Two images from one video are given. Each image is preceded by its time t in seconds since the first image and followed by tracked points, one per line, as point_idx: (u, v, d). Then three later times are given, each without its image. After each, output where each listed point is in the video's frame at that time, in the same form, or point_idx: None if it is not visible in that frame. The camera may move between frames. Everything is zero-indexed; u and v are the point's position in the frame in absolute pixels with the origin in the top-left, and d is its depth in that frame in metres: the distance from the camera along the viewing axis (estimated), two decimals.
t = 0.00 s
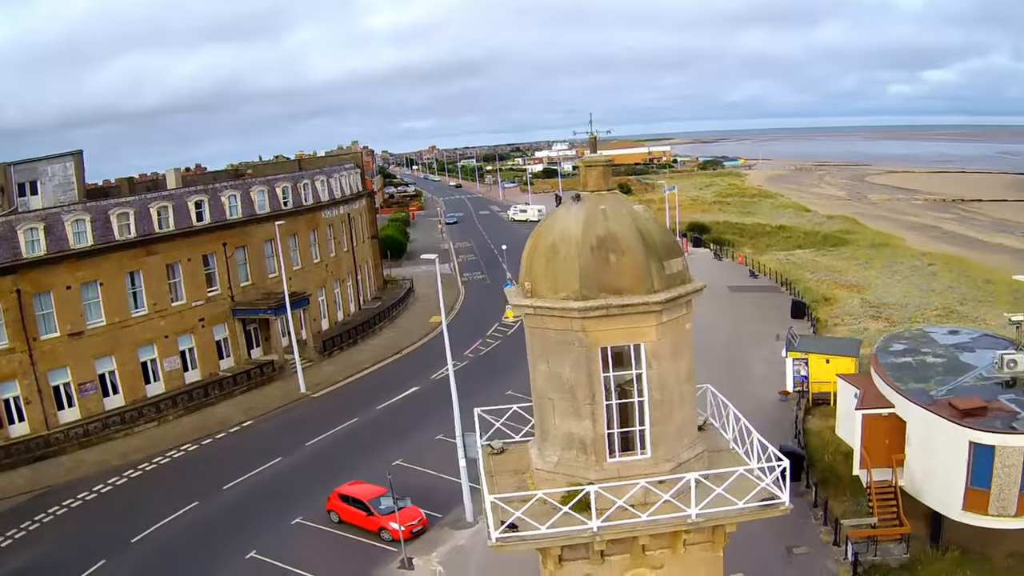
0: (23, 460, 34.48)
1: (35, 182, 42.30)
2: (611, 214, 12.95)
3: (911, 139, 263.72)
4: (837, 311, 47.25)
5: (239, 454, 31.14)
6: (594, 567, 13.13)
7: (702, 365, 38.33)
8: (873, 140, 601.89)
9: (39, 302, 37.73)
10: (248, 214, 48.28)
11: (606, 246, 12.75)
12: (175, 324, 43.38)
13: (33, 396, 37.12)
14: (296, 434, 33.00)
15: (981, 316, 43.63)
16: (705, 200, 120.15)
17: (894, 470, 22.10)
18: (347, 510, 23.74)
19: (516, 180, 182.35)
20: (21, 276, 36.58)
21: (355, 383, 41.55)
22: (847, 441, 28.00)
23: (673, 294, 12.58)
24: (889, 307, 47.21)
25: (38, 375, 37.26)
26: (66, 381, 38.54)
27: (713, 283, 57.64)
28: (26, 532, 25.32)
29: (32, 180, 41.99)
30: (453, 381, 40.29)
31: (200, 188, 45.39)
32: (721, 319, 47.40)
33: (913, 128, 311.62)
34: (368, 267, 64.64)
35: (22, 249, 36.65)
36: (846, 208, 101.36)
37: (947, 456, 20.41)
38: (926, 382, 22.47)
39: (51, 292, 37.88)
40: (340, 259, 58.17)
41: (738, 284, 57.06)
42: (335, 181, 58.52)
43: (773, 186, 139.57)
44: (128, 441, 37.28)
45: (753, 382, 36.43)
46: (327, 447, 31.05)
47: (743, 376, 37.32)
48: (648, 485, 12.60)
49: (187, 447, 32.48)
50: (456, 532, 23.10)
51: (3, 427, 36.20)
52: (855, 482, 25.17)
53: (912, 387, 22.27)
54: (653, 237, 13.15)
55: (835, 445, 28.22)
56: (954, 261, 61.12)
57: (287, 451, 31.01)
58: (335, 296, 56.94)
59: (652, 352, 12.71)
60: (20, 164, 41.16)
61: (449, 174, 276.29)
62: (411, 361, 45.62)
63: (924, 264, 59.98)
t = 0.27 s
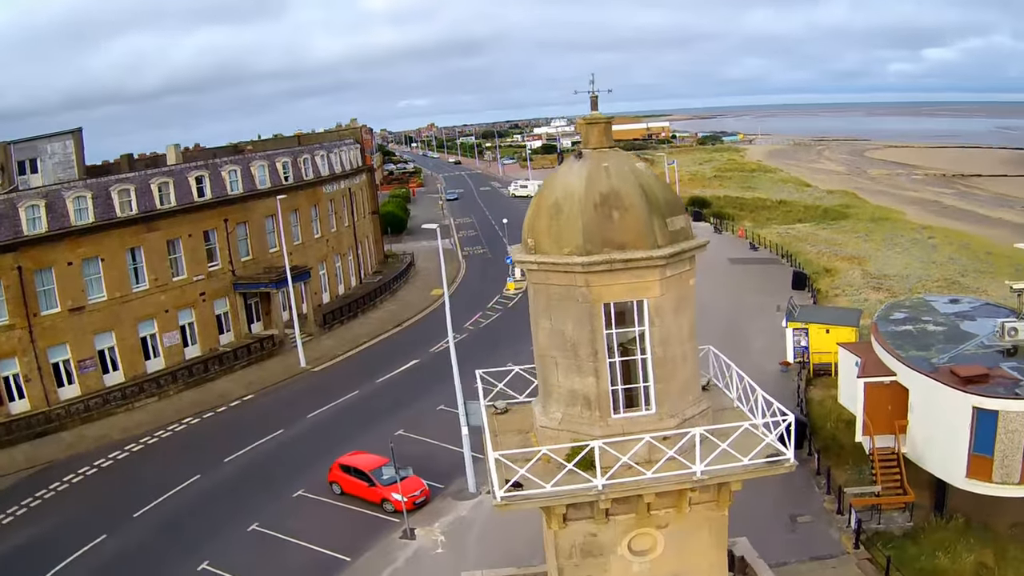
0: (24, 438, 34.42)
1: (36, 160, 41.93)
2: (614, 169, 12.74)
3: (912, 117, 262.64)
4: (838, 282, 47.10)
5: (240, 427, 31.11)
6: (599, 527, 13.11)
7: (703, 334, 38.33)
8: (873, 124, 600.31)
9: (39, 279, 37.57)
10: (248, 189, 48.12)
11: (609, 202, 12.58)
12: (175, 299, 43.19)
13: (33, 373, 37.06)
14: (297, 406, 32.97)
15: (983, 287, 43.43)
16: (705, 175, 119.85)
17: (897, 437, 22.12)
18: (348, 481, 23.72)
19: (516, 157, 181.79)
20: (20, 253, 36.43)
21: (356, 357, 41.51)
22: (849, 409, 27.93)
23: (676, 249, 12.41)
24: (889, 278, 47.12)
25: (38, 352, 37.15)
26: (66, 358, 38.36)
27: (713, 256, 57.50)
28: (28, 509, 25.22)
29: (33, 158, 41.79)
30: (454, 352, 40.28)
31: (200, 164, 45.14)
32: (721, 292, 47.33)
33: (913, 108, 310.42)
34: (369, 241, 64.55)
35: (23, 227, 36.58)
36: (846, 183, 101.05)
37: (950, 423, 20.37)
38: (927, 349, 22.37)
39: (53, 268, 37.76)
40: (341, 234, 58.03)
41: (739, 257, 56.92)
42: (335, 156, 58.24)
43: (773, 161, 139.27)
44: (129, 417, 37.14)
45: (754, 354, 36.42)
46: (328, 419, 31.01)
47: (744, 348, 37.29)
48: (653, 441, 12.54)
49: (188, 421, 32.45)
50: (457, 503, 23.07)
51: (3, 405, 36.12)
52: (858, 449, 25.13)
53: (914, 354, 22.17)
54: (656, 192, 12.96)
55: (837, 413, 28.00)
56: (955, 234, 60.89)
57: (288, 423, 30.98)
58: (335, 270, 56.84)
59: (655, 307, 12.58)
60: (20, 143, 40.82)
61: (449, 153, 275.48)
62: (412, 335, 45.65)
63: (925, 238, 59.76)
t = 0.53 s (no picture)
0: (25, 416, 34.33)
1: (36, 141, 41.74)
2: (618, 127, 12.56)
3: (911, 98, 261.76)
4: (838, 255, 47.07)
5: (242, 401, 31.20)
6: (605, 483, 13.21)
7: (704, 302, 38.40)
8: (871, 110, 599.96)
9: (41, 257, 37.46)
10: (248, 165, 48.09)
11: (613, 158, 12.43)
12: (176, 276, 43.25)
13: (34, 351, 36.92)
14: (299, 380, 33.04)
15: (984, 261, 43.30)
16: (705, 151, 119.76)
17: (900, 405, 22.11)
18: (352, 451, 23.90)
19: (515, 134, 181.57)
20: (21, 232, 36.29)
21: (357, 331, 41.62)
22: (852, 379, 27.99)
23: (680, 204, 12.34)
24: (890, 252, 47.12)
25: (39, 330, 37.07)
26: (68, 336, 38.29)
27: (714, 230, 57.49)
28: (29, 486, 25.19)
29: (33, 139, 41.52)
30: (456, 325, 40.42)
31: (201, 141, 45.13)
32: (722, 264, 47.36)
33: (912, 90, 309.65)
34: (369, 218, 64.54)
35: (24, 206, 36.37)
36: (846, 160, 100.93)
37: (952, 391, 20.40)
38: (928, 318, 22.35)
39: (54, 246, 37.67)
40: (342, 211, 58.35)
41: (739, 231, 56.89)
42: (335, 132, 58.13)
43: (773, 138, 139.15)
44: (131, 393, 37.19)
45: (755, 325, 36.47)
46: (330, 392, 31.09)
47: (745, 318, 37.37)
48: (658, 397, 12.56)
49: (191, 396, 32.53)
50: (461, 471, 23.22)
51: (4, 384, 35.97)
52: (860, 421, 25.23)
53: (915, 323, 22.16)
54: (660, 149, 12.81)
55: (838, 383, 28.07)
56: (955, 210, 60.82)
57: (290, 397, 31.04)
58: (335, 245, 57.01)
59: (661, 264, 12.54)
60: (21, 125, 40.65)
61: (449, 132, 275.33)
62: (413, 309, 45.81)
63: (925, 213, 59.67)
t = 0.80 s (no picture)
0: (27, 399, 34.27)
1: (36, 125, 41.75)
2: (620, 92, 12.46)
3: (910, 85, 261.19)
4: (839, 236, 47.14)
5: (244, 381, 31.18)
6: (609, 450, 13.13)
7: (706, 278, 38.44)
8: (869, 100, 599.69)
9: (42, 240, 37.36)
10: (248, 147, 48.02)
11: (616, 122, 12.33)
12: (177, 259, 43.27)
13: (36, 335, 36.88)
14: (300, 360, 33.04)
15: (984, 243, 43.37)
16: (704, 133, 119.84)
17: (902, 380, 22.03)
18: (354, 430, 23.86)
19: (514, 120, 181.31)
20: (22, 216, 36.19)
21: (358, 312, 41.62)
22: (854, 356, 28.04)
23: (683, 168, 12.24)
24: (890, 233, 47.16)
25: (41, 314, 37.03)
26: (70, 319, 38.22)
27: (714, 211, 57.49)
28: (32, 468, 25.09)
29: (34, 124, 41.65)
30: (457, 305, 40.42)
31: (201, 123, 45.04)
32: (723, 244, 47.37)
33: (910, 79, 309.09)
34: (369, 202, 64.51)
35: (25, 190, 36.29)
36: (845, 142, 100.91)
37: (956, 365, 20.36)
38: (931, 294, 22.33)
39: (55, 230, 37.57)
40: (342, 193, 58.40)
41: (739, 212, 56.91)
42: (335, 115, 58.11)
43: (772, 122, 139.14)
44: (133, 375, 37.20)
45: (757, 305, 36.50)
46: (332, 371, 31.10)
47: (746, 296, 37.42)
48: (664, 360, 12.53)
49: (193, 377, 32.47)
50: (463, 450, 23.20)
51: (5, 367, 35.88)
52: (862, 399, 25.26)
53: (918, 298, 22.12)
54: (662, 114, 12.70)
55: (841, 360, 28.15)
56: (955, 192, 60.87)
57: (292, 376, 31.02)
58: (335, 229, 57.09)
59: (663, 228, 12.49)
60: (21, 110, 40.73)
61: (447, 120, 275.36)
62: (414, 290, 45.85)
63: (924, 195, 59.69)
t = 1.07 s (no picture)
0: (29, 388, 34.32)
1: (37, 116, 41.65)
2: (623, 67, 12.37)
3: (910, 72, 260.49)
4: (840, 221, 47.18)
5: (246, 368, 31.23)
6: (615, 424, 13.16)
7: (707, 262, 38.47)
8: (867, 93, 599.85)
9: (43, 229, 37.38)
10: (250, 135, 48.02)
11: (619, 97, 12.25)
12: (179, 246, 43.44)
13: (38, 324, 36.89)
14: (302, 347, 33.08)
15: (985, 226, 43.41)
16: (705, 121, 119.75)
17: (904, 360, 22.18)
18: (357, 414, 23.92)
19: (514, 108, 181.09)
20: (24, 204, 36.21)
21: (360, 299, 41.69)
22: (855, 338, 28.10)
23: (687, 141, 12.19)
24: (891, 217, 47.22)
25: (43, 302, 37.06)
26: (72, 308, 38.24)
27: (715, 197, 57.51)
28: (35, 456, 25.15)
29: (34, 115, 41.50)
30: (459, 291, 40.45)
31: (202, 112, 45.06)
32: (725, 229, 47.39)
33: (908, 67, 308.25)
34: (370, 188, 64.51)
35: (27, 178, 36.35)
36: (846, 129, 100.87)
37: (958, 347, 20.41)
38: (932, 276, 22.37)
39: (56, 218, 37.60)
40: (344, 180, 58.40)
41: (740, 198, 56.93)
42: (335, 103, 58.08)
43: (772, 109, 139.08)
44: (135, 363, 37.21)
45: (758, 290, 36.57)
46: (333, 357, 31.14)
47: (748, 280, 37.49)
48: (669, 331, 12.59)
49: (196, 364, 32.59)
50: (466, 434, 23.27)
51: (8, 357, 35.94)
52: (866, 378, 25.27)
53: (919, 281, 22.17)
54: (666, 88, 12.60)
55: (843, 342, 28.22)
56: (955, 178, 60.90)
57: (294, 362, 31.11)
58: (339, 215, 57.31)
59: (667, 200, 12.51)
60: (21, 100, 40.61)
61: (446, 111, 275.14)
62: (415, 278, 45.90)
63: (925, 181, 59.71)
